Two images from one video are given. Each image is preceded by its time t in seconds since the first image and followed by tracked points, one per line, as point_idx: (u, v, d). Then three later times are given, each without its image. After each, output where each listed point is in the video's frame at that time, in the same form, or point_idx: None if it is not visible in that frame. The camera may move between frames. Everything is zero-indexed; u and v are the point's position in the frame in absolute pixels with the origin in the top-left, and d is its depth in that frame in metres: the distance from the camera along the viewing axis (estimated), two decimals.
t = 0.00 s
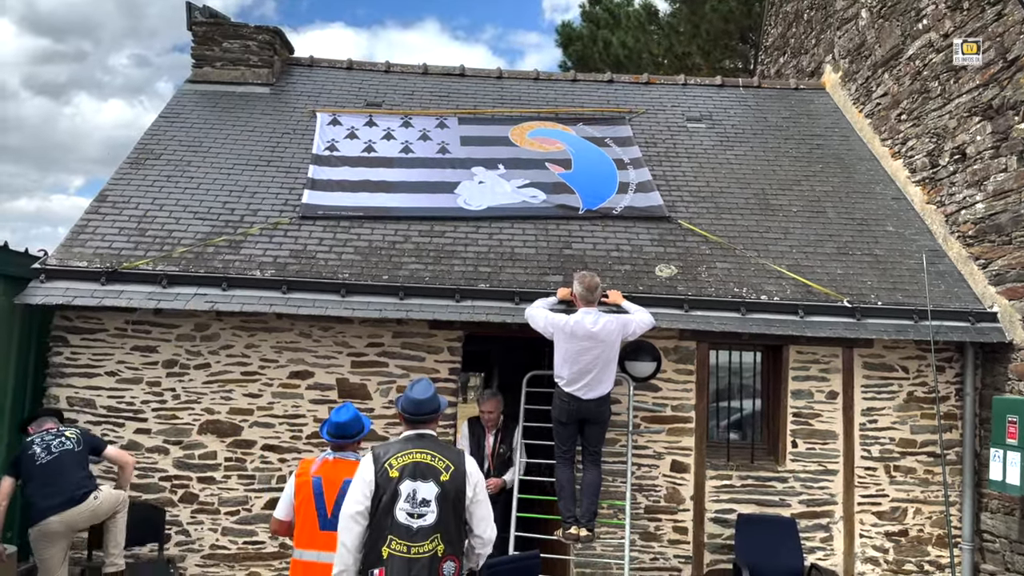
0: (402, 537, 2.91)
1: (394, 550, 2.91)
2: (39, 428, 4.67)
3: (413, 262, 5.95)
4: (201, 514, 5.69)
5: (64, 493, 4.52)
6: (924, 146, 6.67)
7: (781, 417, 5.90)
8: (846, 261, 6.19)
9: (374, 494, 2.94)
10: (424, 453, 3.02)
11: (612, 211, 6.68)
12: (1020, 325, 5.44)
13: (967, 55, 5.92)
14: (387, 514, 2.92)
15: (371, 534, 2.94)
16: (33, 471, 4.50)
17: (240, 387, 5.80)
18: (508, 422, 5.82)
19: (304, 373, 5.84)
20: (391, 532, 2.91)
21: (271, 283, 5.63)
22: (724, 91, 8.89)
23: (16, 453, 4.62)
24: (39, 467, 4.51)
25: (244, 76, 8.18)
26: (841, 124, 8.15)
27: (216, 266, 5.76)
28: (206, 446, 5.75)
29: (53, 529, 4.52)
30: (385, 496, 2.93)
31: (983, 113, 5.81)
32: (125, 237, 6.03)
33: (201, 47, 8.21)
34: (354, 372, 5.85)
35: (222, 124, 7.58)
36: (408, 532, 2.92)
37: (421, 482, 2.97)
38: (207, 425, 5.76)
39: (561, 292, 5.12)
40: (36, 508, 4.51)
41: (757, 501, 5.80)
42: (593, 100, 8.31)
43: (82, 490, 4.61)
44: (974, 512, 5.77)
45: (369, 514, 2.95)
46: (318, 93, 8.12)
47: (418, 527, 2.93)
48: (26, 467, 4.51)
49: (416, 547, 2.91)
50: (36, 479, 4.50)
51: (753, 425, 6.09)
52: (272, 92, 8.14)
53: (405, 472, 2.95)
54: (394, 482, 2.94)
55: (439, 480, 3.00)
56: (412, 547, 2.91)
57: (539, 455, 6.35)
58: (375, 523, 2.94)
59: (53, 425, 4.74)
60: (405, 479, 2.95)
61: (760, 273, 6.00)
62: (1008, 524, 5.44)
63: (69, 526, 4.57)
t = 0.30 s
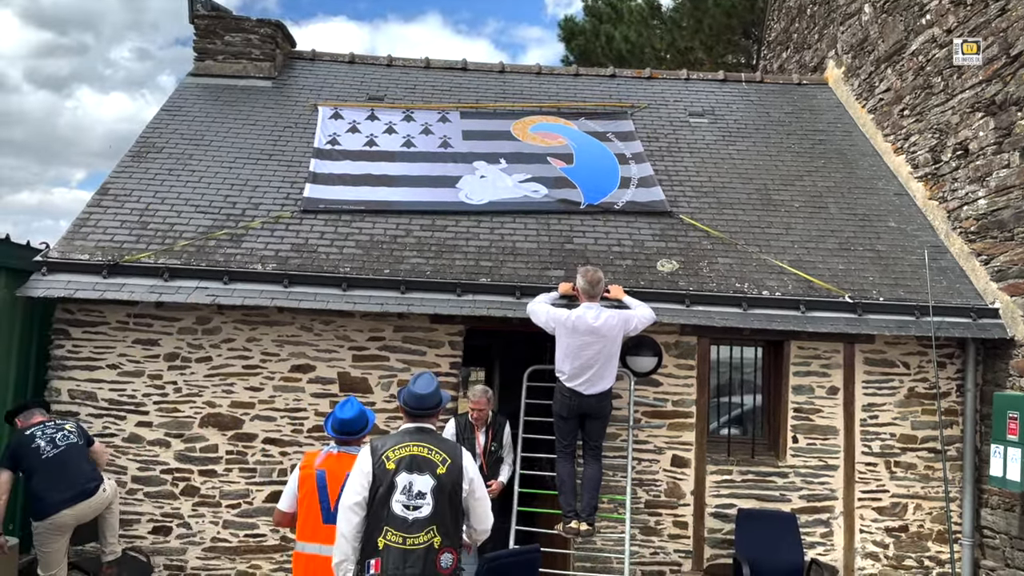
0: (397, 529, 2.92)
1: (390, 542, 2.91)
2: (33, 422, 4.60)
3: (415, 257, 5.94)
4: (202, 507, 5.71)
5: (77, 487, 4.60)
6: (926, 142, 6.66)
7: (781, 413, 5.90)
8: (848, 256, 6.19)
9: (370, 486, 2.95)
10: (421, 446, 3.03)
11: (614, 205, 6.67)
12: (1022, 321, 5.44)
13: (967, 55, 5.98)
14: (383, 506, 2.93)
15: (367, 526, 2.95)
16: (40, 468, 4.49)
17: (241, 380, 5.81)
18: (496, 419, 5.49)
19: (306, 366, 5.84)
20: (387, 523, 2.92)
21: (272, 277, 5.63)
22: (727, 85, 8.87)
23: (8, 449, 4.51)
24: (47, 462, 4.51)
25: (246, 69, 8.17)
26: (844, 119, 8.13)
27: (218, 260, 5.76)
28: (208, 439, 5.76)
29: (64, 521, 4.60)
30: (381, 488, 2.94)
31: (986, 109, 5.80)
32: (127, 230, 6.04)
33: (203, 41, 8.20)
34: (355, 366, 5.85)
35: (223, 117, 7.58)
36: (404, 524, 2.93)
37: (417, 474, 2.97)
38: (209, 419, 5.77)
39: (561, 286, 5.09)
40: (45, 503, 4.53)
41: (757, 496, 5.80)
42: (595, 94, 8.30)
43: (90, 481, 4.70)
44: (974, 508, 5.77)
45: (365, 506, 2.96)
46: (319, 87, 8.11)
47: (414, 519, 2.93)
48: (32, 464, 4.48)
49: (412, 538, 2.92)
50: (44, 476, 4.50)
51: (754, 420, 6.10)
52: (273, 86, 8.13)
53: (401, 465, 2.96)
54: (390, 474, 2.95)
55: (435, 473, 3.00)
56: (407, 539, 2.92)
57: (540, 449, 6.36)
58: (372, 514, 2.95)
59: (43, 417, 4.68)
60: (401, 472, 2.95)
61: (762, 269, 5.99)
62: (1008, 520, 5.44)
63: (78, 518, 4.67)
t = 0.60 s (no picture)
0: (388, 516, 2.93)
1: (381, 528, 2.92)
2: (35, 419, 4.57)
3: (415, 251, 5.94)
4: (203, 501, 5.71)
5: (92, 477, 4.65)
6: (928, 137, 6.66)
7: (782, 408, 5.91)
8: (849, 252, 6.19)
9: (365, 473, 2.99)
10: (417, 438, 3.03)
11: (614, 200, 6.67)
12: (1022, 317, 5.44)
13: (967, 55, 5.99)
14: (376, 493, 2.96)
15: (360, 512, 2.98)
16: (55, 460, 4.51)
17: (242, 374, 5.81)
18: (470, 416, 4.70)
19: (306, 360, 5.85)
20: (379, 510, 2.94)
21: (273, 271, 5.63)
22: (729, 80, 8.87)
23: (11, 445, 4.43)
24: (62, 453, 4.54)
25: (247, 63, 8.17)
26: (845, 115, 8.13)
27: (219, 254, 5.75)
28: (209, 433, 5.77)
29: (79, 514, 4.61)
30: (375, 475, 2.97)
31: (987, 105, 5.80)
32: (128, 224, 6.04)
33: (204, 35, 8.19)
34: (356, 360, 5.85)
35: (224, 112, 7.58)
36: (396, 512, 2.93)
37: (410, 463, 2.98)
38: (209, 413, 5.78)
39: (562, 282, 5.08)
40: (60, 495, 4.53)
41: (757, 492, 5.81)
42: (597, 89, 8.29)
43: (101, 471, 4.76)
44: (974, 504, 5.78)
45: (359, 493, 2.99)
46: (321, 81, 8.10)
47: (406, 507, 2.93)
48: (46, 457, 4.48)
49: (403, 526, 2.92)
50: (59, 467, 4.52)
51: (754, 415, 6.10)
52: (274, 80, 8.12)
53: (395, 454, 2.98)
54: (384, 462, 2.98)
55: (429, 463, 2.99)
56: (398, 526, 2.92)
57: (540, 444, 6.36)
58: (366, 501, 2.98)
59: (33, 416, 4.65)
60: (395, 461, 2.97)
61: (762, 264, 5.99)
62: (1008, 515, 5.45)
63: (92, 509, 4.68)
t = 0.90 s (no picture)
0: (416, 512, 3.03)
1: (409, 525, 3.03)
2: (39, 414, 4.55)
3: (415, 247, 5.93)
4: (204, 496, 5.72)
5: (100, 473, 4.64)
6: (928, 134, 6.66)
7: (781, 404, 5.92)
8: (849, 248, 6.19)
9: (391, 471, 3.07)
10: (440, 435, 3.11)
11: (613, 196, 6.67)
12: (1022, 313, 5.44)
13: (967, 55, 5.98)
14: (403, 490, 3.05)
15: (388, 508, 3.08)
16: (61, 456, 4.50)
17: (242, 370, 5.82)
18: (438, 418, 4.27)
19: (307, 356, 5.85)
20: (406, 507, 3.04)
21: (274, 267, 5.63)
22: (729, 76, 8.87)
23: (16, 442, 4.41)
24: (68, 449, 4.52)
25: (247, 59, 8.16)
26: (845, 111, 8.12)
27: (219, 249, 5.75)
28: (209, 429, 5.77)
29: (88, 509, 4.60)
30: (401, 473, 3.05)
31: (988, 101, 5.79)
32: (128, 219, 6.04)
33: (204, 31, 8.19)
34: (356, 356, 5.86)
35: (224, 107, 7.57)
36: (422, 508, 3.03)
37: (435, 461, 3.06)
38: (209, 408, 5.78)
39: (562, 278, 5.05)
40: (67, 492, 4.51)
41: (757, 488, 5.81)
42: (597, 85, 8.29)
43: (108, 466, 4.74)
44: (973, 500, 5.78)
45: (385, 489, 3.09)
46: (321, 76, 8.09)
47: (432, 504, 3.03)
48: (52, 455, 4.47)
49: (429, 522, 3.02)
50: (66, 463, 4.50)
51: (754, 411, 6.11)
52: (274, 76, 8.11)
53: (420, 452, 3.07)
54: (410, 460, 3.07)
55: (453, 461, 3.08)
56: (425, 521, 3.02)
57: (541, 440, 6.36)
58: (392, 498, 3.07)
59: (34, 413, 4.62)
60: (421, 459, 3.06)
61: (763, 260, 5.99)
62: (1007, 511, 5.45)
63: (100, 505, 4.66)
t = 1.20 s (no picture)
0: (441, 509, 3.20)
1: (434, 521, 3.20)
2: (43, 412, 4.46)
3: (415, 246, 5.94)
4: (204, 495, 5.73)
5: (100, 474, 4.63)
6: (928, 132, 6.66)
7: (781, 402, 5.93)
8: (849, 247, 6.19)
9: (416, 469, 3.24)
10: (463, 433, 3.28)
11: (612, 194, 6.68)
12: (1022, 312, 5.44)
13: (967, 55, 6.01)
14: (428, 487, 3.22)
15: (413, 504, 3.25)
16: (61, 460, 4.47)
17: (242, 369, 5.82)
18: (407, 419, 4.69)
19: (307, 355, 5.85)
20: (431, 503, 3.21)
21: (273, 265, 5.63)
22: (729, 74, 8.87)
23: (18, 441, 4.38)
24: (69, 453, 4.49)
25: (247, 57, 8.16)
26: (845, 109, 8.12)
27: (219, 248, 5.76)
28: (209, 428, 5.78)
29: (88, 508, 4.61)
30: (426, 471, 3.22)
31: (988, 100, 5.79)
32: (127, 218, 6.04)
33: (203, 29, 8.19)
34: (356, 355, 5.86)
35: (224, 106, 7.57)
36: (446, 505, 3.20)
37: (460, 459, 3.23)
38: (210, 407, 5.78)
39: (563, 276, 5.07)
40: (68, 493, 4.52)
41: (756, 487, 5.82)
42: (597, 84, 8.28)
43: (109, 465, 4.72)
44: (973, 498, 5.79)
45: (411, 486, 3.26)
46: (320, 74, 8.09)
47: (456, 501, 3.20)
48: (54, 458, 4.45)
49: (453, 519, 3.19)
50: (66, 468, 4.48)
51: (754, 410, 6.11)
52: (274, 74, 8.11)
53: (445, 450, 3.24)
54: (435, 458, 3.23)
55: (477, 459, 3.24)
56: (449, 518, 3.19)
57: (540, 439, 6.37)
58: (417, 495, 3.24)
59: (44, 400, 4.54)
60: (445, 457, 3.22)
61: (762, 259, 5.99)
62: (1007, 510, 5.45)
63: (101, 504, 4.68)
